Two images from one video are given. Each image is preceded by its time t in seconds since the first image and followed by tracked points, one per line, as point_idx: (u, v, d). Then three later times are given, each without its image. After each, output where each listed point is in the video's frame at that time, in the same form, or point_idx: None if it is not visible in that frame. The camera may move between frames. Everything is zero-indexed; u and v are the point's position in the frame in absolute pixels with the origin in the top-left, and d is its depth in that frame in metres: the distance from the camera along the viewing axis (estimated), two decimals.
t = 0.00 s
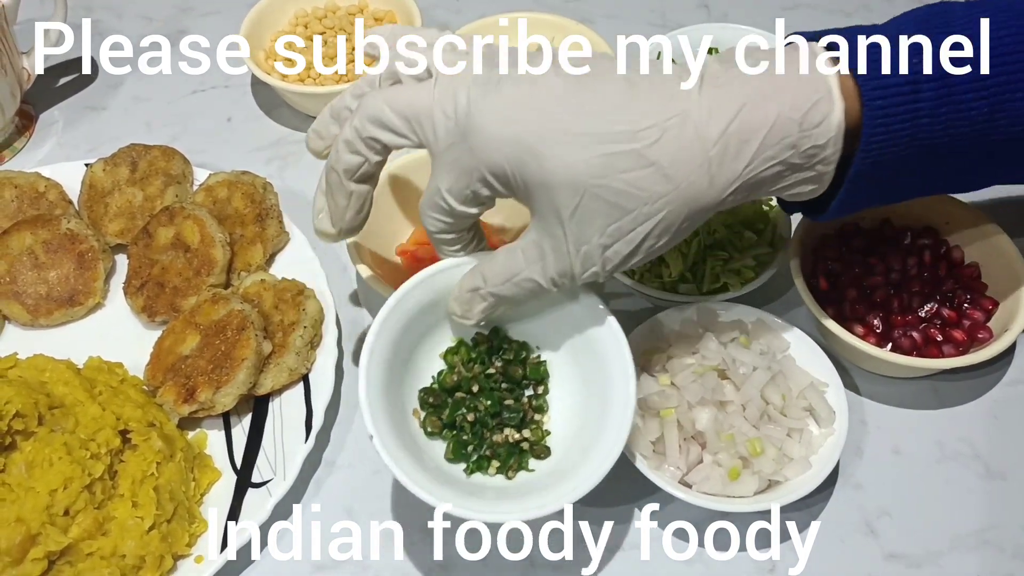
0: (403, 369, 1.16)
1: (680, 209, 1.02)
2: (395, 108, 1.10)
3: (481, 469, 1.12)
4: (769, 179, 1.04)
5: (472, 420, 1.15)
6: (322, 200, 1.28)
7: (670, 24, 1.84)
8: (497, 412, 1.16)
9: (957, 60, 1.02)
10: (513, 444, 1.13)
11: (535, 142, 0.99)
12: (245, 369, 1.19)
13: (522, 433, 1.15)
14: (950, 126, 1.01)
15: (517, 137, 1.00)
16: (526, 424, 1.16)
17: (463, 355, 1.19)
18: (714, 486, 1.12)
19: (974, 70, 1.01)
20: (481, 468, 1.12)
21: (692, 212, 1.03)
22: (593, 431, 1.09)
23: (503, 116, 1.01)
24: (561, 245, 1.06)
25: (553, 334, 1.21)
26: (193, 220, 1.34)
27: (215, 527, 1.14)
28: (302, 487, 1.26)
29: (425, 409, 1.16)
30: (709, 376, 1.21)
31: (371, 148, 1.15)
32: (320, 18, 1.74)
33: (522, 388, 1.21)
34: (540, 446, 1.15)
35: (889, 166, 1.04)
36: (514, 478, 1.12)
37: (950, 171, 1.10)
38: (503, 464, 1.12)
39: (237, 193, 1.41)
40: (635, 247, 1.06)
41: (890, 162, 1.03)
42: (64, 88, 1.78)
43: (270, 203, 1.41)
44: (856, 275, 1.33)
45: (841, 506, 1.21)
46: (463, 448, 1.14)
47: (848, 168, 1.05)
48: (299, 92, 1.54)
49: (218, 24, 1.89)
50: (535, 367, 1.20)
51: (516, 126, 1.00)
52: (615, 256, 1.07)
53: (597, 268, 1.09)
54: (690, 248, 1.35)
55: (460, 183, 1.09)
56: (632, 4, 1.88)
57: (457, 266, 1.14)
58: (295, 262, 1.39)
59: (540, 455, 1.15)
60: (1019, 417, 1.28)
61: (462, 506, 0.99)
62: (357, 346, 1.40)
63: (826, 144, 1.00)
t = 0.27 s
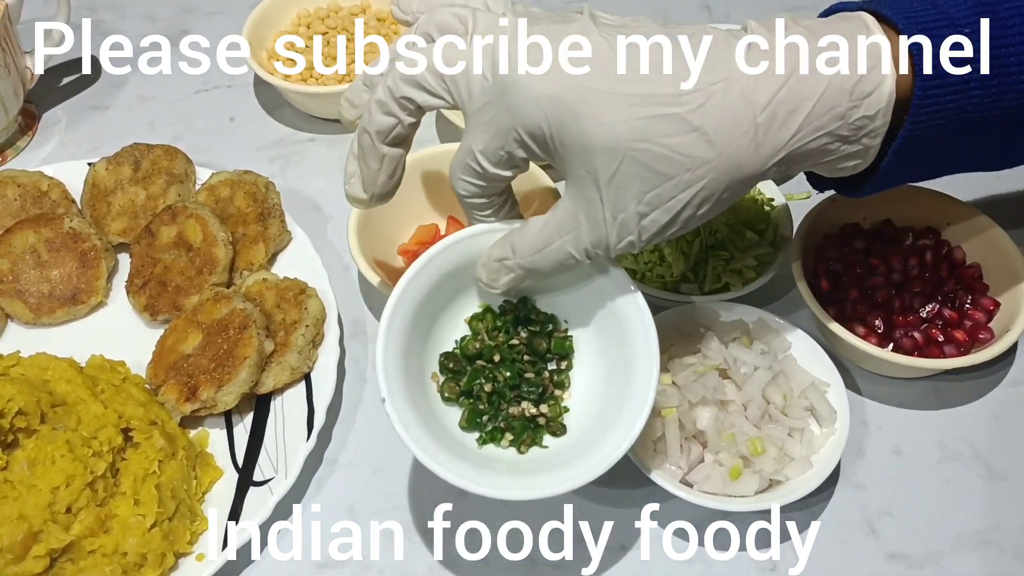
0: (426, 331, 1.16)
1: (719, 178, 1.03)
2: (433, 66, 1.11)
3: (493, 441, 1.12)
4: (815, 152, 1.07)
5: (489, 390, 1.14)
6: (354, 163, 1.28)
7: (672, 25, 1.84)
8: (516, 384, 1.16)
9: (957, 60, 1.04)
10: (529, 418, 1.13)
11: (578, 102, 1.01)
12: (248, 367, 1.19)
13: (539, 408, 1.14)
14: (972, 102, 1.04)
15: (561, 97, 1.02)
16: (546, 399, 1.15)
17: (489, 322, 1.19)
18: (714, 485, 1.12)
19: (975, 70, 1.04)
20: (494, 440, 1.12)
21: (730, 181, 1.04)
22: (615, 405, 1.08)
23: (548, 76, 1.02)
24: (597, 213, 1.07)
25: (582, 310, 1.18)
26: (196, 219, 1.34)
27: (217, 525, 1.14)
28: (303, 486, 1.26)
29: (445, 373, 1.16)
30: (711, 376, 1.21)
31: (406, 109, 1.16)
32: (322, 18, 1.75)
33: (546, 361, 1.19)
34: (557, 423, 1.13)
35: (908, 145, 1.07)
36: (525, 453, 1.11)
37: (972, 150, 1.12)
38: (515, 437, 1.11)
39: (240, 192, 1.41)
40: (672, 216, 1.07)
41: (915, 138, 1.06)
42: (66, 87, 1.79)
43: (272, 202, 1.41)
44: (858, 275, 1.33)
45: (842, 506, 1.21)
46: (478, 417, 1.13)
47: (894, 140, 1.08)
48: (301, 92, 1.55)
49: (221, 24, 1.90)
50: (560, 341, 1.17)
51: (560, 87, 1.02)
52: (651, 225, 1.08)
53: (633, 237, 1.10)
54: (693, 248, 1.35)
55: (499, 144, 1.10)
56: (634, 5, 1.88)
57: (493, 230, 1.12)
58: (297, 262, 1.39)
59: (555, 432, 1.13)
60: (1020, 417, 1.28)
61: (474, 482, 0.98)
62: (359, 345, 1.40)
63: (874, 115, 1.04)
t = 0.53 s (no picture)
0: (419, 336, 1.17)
1: (694, 183, 1.04)
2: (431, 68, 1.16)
3: (484, 442, 1.12)
4: (789, 160, 1.06)
5: (480, 392, 1.15)
6: (350, 164, 1.34)
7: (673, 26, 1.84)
8: (506, 387, 1.17)
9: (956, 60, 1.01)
10: (518, 420, 1.14)
11: (558, 109, 1.03)
12: (249, 367, 1.20)
13: (529, 410, 1.16)
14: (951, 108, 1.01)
15: (538, 104, 1.05)
16: (534, 402, 1.17)
17: (481, 330, 1.21)
18: (715, 485, 1.12)
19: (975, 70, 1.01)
20: (484, 441, 1.12)
21: (707, 187, 1.04)
22: (600, 405, 1.09)
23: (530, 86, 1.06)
24: (577, 216, 1.09)
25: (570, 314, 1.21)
26: (197, 219, 1.35)
27: (217, 525, 1.14)
28: (303, 485, 1.26)
29: (438, 378, 1.18)
30: (712, 376, 1.20)
31: (399, 114, 1.22)
32: (324, 18, 1.75)
33: (535, 367, 1.21)
34: (547, 424, 1.14)
35: (894, 150, 1.04)
36: (515, 453, 1.11)
37: (951, 160, 1.10)
38: (506, 438, 1.12)
39: (242, 192, 1.42)
40: (649, 220, 1.08)
41: (889, 146, 1.04)
42: (68, 88, 1.79)
43: (274, 202, 1.41)
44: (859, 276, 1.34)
45: (842, 507, 1.21)
46: (469, 420, 1.14)
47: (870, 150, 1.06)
48: (303, 92, 1.55)
49: (222, 24, 1.90)
50: (548, 347, 1.20)
51: (539, 93, 1.05)
52: (628, 228, 1.08)
53: (610, 241, 1.10)
54: (693, 247, 1.36)
55: (484, 150, 1.14)
56: (636, 6, 1.88)
57: (482, 238, 1.16)
58: (298, 261, 1.39)
59: (544, 434, 1.14)
60: (1020, 418, 1.28)
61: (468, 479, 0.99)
62: (360, 345, 1.41)
63: (847, 123, 1.03)
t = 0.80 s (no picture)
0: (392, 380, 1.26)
1: (609, 252, 1.13)
2: (384, 138, 1.21)
3: (460, 466, 1.19)
4: (694, 232, 1.13)
5: (452, 422, 1.21)
6: (314, 196, 1.38)
7: (674, 26, 1.85)
8: (475, 416, 1.23)
9: (957, 60, 1.10)
10: (489, 444, 1.20)
11: (484, 191, 1.11)
12: (250, 366, 1.20)
13: (497, 434, 1.22)
14: (850, 182, 1.04)
15: (471, 185, 1.12)
16: (502, 426, 1.23)
17: (447, 368, 1.28)
18: (715, 485, 1.12)
19: (974, 70, 1.06)
20: (460, 465, 1.19)
21: (619, 257, 1.13)
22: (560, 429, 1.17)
23: (460, 168, 1.13)
24: (505, 284, 1.18)
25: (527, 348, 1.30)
26: (198, 218, 1.35)
27: (217, 525, 1.14)
28: (304, 485, 1.26)
29: (412, 415, 1.24)
30: (712, 375, 1.20)
31: (360, 171, 1.26)
32: (326, 19, 1.76)
33: (500, 397, 1.27)
34: (514, 445, 1.21)
35: (801, 218, 1.08)
36: (488, 473, 1.17)
37: (857, 224, 1.14)
38: (479, 461, 1.18)
39: (243, 192, 1.42)
40: (572, 284, 1.16)
41: (804, 216, 1.07)
42: (70, 87, 1.79)
43: (275, 202, 1.41)
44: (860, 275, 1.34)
45: (843, 506, 1.21)
46: (445, 448, 1.20)
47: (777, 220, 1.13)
48: (305, 92, 1.55)
49: (224, 24, 1.90)
50: (511, 377, 1.27)
51: (468, 179, 1.12)
52: (554, 291, 1.16)
53: (539, 300, 1.18)
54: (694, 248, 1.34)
55: (430, 219, 1.21)
56: (637, 6, 1.89)
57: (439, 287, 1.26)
58: (298, 260, 1.40)
59: (513, 454, 1.20)
60: (1021, 418, 1.28)
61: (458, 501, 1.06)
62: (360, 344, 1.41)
63: (745, 201, 1.08)
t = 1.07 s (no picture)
0: (393, 409, 1.25)
1: (592, 271, 1.14)
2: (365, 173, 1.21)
3: (471, 487, 1.18)
4: (670, 245, 1.15)
5: (457, 445, 1.20)
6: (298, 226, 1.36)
7: (675, 27, 1.85)
8: (478, 436, 1.22)
9: (957, 61, 1.09)
10: (495, 462, 1.20)
11: (464, 219, 1.12)
12: (250, 366, 1.20)
13: (502, 451, 1.21)
14: (820, 197, 1.04)
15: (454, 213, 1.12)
16: (504, 443, 1.22)
17: (445, 394, 1.27)
18: (715, 485, 1.13)
19: (974, 70, 1.05)
20: (470, 486, 1.18)
21: (601, 274, 1.14)
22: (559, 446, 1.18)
23: (438, 193, 1.14)
24: (491, 305, 1.19)
25: (520, 363, 1.30)
26: (199, 218, 1.35)
27: (218, 524, 1.14)
28: (304, 485, 1.26)
29: (417, 443, 1.23)
30: (712, 375, 1.20)
31: (344, 205, 1.25)
32: (326, 19, 1.76)
33: (500, 414, 1.26)
34: (521, 460, 1.21)
35: (774, 233, 1.09)
36: (499, 490, 1.18)
37: (831, 238, 1.15)
38: (488, 480, 1.18)
39: (244, 191, 1.42)
40: (557, 301, 1.17)
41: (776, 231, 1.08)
42: (71, 87, 1.80)
43: (276, 202, 1.41)
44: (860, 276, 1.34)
45: (843, 506, 1.21)
46: (453, 471, 1.19)
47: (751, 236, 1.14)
48: (306, 92, 1.55)
49: (225, 24, 1.91)
50: (508, 393, 1.26)
51: (446, 204, 1.12)
52: (540, 310, 1.17)
53: (527, 319, 1.19)
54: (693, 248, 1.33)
55: (415, 249, 1.20)
56: (638, 6, 1.89)
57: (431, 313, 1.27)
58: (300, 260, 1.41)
59: (520, 468, 1.20)
60: (1021, 418, 1.28)
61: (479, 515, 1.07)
62: (361, 344, 1.41)
63: (719, 215, 1.09)
